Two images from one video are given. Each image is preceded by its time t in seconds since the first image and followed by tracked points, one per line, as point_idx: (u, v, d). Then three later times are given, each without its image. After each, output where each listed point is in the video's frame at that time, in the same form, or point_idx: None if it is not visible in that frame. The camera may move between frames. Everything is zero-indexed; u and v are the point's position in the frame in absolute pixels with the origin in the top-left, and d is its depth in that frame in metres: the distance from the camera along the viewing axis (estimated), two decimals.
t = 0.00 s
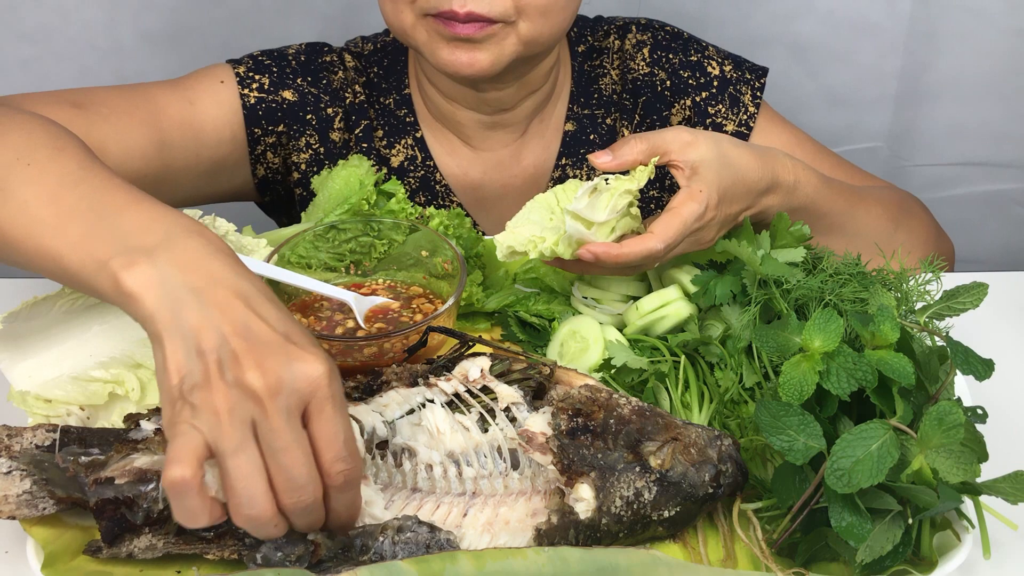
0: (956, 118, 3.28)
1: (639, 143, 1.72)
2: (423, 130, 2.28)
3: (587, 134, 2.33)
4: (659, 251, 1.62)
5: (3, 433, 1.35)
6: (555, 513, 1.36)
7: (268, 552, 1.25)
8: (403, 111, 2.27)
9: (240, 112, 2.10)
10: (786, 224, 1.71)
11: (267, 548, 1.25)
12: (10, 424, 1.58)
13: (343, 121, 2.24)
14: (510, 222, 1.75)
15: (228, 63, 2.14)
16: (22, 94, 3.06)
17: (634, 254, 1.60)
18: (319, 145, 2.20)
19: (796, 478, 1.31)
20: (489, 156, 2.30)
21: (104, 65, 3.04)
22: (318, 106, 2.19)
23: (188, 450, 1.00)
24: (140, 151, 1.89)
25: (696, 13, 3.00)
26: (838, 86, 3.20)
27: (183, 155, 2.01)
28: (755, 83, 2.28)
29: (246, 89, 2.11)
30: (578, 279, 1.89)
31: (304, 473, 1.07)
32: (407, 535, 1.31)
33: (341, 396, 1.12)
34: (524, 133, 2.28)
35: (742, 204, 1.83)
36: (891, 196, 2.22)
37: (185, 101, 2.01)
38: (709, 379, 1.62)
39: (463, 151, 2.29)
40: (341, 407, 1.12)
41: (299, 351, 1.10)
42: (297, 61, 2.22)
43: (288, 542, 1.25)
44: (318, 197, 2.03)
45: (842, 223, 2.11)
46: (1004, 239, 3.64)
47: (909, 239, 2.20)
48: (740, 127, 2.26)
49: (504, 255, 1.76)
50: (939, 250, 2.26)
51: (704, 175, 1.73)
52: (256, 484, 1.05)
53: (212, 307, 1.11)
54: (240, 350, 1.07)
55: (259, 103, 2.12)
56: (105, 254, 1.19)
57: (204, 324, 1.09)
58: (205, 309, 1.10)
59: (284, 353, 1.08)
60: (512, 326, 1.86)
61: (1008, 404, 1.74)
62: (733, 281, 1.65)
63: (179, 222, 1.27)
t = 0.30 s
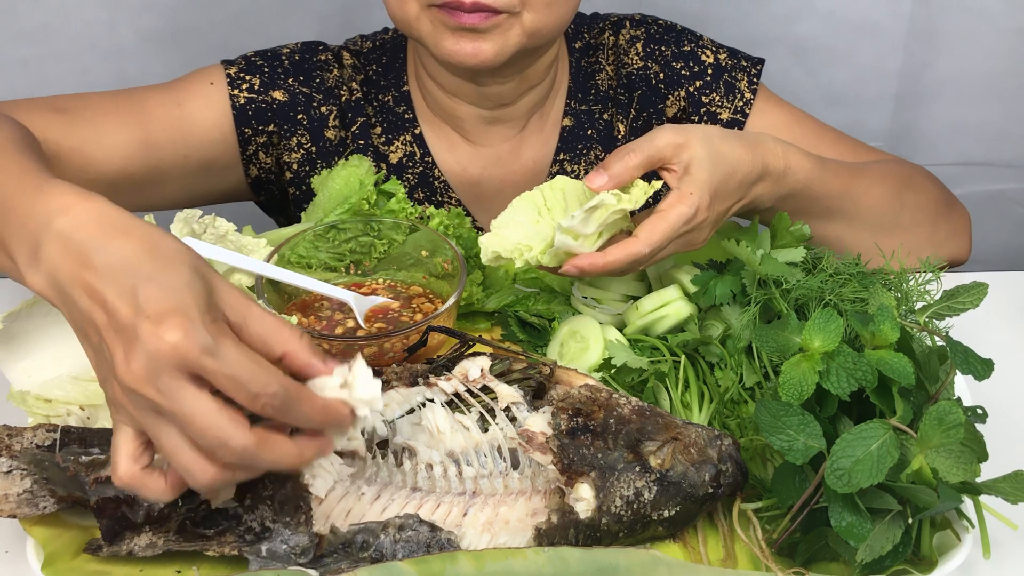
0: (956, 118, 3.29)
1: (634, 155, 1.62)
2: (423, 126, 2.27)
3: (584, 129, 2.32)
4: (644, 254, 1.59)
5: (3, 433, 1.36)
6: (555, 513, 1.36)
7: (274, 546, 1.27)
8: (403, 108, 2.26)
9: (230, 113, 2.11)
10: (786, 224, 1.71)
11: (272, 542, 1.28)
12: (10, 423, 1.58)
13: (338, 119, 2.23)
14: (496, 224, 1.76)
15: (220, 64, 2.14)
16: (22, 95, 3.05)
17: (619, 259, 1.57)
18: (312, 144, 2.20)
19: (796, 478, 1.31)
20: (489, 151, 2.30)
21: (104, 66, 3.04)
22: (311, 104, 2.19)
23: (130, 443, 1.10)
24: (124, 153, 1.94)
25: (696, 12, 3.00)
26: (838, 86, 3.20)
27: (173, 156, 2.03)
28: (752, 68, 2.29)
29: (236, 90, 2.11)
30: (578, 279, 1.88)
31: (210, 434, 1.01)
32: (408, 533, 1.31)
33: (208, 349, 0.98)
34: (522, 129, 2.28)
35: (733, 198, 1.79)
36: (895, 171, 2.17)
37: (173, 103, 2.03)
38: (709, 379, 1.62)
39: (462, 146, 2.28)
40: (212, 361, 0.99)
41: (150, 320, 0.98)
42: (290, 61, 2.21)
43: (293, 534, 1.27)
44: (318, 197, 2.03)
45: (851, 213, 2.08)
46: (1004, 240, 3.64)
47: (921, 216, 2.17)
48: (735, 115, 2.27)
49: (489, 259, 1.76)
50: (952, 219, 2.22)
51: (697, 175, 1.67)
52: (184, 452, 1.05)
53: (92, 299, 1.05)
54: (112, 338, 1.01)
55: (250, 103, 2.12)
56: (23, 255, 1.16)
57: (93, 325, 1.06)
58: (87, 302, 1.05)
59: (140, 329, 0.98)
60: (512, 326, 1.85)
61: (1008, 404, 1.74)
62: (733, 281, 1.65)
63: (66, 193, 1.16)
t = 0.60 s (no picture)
0: (956, 118, 3.28)
1: (615, 178, 1.55)
2: (417, 125, 2.28)
3: (579, 129, 2.32)
4: (611, 259, 1.56)
5: (3, 434, 1.36)
6: (555, 513, 1.36)
7: (274, 545, 1.27)
8: (398, 107, 2.27)
9: (218, 112, 2.12)
10: (786, 224, 1.71)
11: (273, 542, 1.28)
12: (10, 424, 1.59)
13: (330, 118, 2.24)
14: (463, 230, 1.71)
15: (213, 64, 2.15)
16: (23, 96, 3.06)
17: (582, 268, 1.53)
18: (302, 143, 2.22)
19: (796, 478, 1.31)
20: (483, 150, 2.30)
21: (105, 66, 3.04)
22: (300, 104, 2.19)
23: (221, 316, 1.20)
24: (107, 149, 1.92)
25: (695, 13, 3.00)
26: (837, 86, 3.20)
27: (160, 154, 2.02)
28: (746, 68, 2.28)
29: (225, 90, 2.11)
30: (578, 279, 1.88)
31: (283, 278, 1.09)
32: (408, 533, 1.30)
33: (245, 210, 1.02)
34: (518, 128, 2.28)
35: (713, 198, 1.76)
36: (888, 171, 2.16)
37: (162, 101, 2.05)
38: (709, 379, 1.62)
39: (456, 144, 2.29)
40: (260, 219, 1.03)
41: (187, 196, 1.03)
42: (282, 60, 2.22)
43: (293, 534, 1.28)
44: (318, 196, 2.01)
45: (848, 215, 2.08)
46: (1005, 239, 3.64)
47: (916, 215, 2.16)
48: (727, 115, 2.27)
49: (453, 266, 1.73)
50: (947, 217, 2.23)
51: (670, 181, 1.61)
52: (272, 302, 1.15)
53: (129, 202, 1.11)
54: (166, 224, 1.08)
55: (238, 103, 2.13)
56: (53, 193, 1.21)
57: (144, 228, 1.13)
58: (127, 204, 1.12)
59: (182, 211, 1.04)
60: (512, 326, 1.87)
61: (1009, 404, 1.74)
62: (734, 281, 1.65)
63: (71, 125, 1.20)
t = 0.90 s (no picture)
0: (955, 118, 3.29)
1: (611, 173, 1.54)
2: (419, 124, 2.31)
3: (580, 128, 2.32)
4: (605, 256, 1.57)
5: (3, 434, 1.37)
6: (555, 513, 1.36)
7: (275, 544, 1.27)
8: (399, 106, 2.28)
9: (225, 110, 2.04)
10: (786, 224, 1.71)
11: (273, 541, 1.27)
12: (10, 423, 1.59)
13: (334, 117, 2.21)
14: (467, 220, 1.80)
15: (216, 62, 2.10)
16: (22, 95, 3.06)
17: (576, 263, 1.55)
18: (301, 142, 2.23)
19: (796, 478, 1.31)
20: (483, 149, 2.31)
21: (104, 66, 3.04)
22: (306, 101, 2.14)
23: (356, 226, 1.44)
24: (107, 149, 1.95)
25: (695, 13, 3.00)
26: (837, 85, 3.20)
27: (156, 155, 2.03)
28: (745, 69, 2.27)
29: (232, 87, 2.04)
30: (578, 279, 1.90)
31: (425, 186, 1.36)
32: (408, 533, 1.30)
33: (402, 123, 1.34)
34: (518, 128, 2.29)
35: (717, 202, 1.78)
36: (887, 175, 2.17)
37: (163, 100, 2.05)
38: (709, 379, 1.62)
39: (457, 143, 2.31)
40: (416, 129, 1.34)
41: (352, 110, 1.36)
42: (286, 58, 2.17)
43: (293, 534, 1.27)
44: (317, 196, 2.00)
45: (851, 220, 2.08)
46: (1004, 239, 3.64)
47: (916, 218, 2.17)
48: (726, 115, 2.26)
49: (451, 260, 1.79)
50: (945, 219, 2.24)
51: (670, 185, 1.61)
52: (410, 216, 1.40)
53: (284, 126, 1.39)
54: (324, 136, 1.36)
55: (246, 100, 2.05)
56: (187, 147, 1.47)
57: (292, 147, 1.39)
58: (282, 128, 1.39)
59: (345, 118, 1.35)
60: (512, 326, 1.86)
61: (1009, 404, 1.73)
62: (733, 281, 1.66)
63: (204, 87, 1.49)
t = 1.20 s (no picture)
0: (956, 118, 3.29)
1: (609, 174, 1.56)
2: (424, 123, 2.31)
3: (583, 128, 2.32)
4: (610, 259, 1.59)
5: (3, 434, 1.36)
6: (555, 513, 1.36)
7: (275, 544, 1.27)
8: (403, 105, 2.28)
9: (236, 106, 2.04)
10: (786, 224, 1.70)
11: (274, 541, 1.27)
12: (10, 424, 1.59)
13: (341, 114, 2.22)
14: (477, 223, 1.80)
15: (225, 60, 2.10)
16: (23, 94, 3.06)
17: (581, 266, 1.58)
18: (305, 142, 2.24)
19: (796, 478, 1.31)
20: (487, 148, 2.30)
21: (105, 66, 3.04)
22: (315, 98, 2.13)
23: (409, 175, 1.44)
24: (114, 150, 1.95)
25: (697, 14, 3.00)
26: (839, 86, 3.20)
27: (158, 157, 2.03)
28: (749, 71, 2.28)
29: (241, 85, 2.05)
30: (578, 279, 1.88)
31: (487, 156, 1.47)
32: (408, 533, 1.30)
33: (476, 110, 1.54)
34: (522, 127, 2.28)
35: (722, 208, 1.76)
36: (890, 177, 2.17)
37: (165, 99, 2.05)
38: (709, 379, 1.62)
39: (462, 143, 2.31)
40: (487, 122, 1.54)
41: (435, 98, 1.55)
42: (293, 56, 2.18)
43: (293, 534, 1.27)
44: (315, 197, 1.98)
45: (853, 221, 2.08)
46: (1004, 240, 3.65)
47: (918, 221, 2.17)
48: (730, 116, 2.27)
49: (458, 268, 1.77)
50: (947, 223, 2.24)
51: (676, 193, 1.62)
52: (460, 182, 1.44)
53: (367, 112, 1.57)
54: (403, 111, 1.53)
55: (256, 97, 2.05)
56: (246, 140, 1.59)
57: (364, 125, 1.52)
58: (362, 113, 1.57)
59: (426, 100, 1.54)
60: (512, 326, 1.86)
61: (1009, 404, 1.74)
62: (733, 281, 1.66)
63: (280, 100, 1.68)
